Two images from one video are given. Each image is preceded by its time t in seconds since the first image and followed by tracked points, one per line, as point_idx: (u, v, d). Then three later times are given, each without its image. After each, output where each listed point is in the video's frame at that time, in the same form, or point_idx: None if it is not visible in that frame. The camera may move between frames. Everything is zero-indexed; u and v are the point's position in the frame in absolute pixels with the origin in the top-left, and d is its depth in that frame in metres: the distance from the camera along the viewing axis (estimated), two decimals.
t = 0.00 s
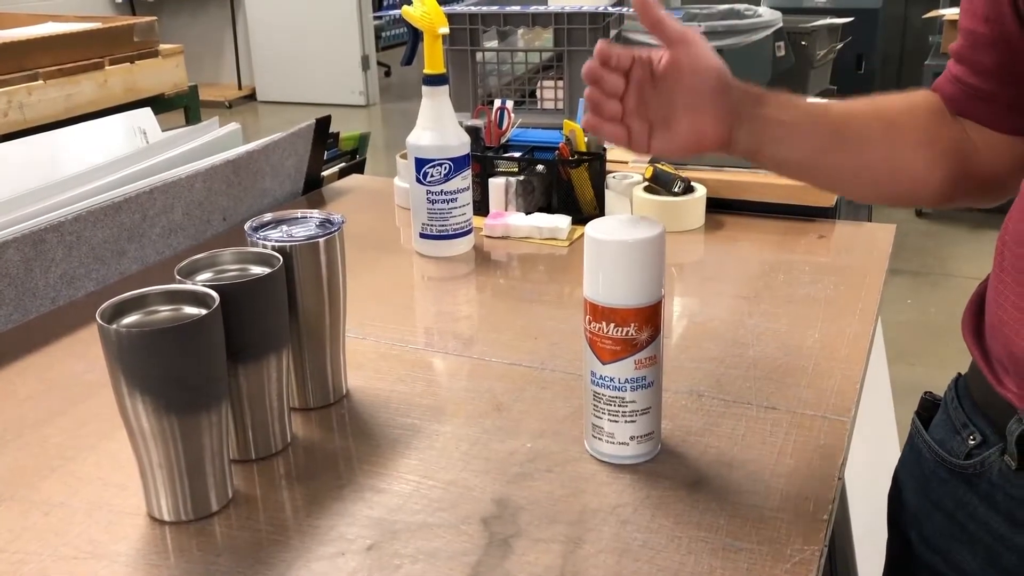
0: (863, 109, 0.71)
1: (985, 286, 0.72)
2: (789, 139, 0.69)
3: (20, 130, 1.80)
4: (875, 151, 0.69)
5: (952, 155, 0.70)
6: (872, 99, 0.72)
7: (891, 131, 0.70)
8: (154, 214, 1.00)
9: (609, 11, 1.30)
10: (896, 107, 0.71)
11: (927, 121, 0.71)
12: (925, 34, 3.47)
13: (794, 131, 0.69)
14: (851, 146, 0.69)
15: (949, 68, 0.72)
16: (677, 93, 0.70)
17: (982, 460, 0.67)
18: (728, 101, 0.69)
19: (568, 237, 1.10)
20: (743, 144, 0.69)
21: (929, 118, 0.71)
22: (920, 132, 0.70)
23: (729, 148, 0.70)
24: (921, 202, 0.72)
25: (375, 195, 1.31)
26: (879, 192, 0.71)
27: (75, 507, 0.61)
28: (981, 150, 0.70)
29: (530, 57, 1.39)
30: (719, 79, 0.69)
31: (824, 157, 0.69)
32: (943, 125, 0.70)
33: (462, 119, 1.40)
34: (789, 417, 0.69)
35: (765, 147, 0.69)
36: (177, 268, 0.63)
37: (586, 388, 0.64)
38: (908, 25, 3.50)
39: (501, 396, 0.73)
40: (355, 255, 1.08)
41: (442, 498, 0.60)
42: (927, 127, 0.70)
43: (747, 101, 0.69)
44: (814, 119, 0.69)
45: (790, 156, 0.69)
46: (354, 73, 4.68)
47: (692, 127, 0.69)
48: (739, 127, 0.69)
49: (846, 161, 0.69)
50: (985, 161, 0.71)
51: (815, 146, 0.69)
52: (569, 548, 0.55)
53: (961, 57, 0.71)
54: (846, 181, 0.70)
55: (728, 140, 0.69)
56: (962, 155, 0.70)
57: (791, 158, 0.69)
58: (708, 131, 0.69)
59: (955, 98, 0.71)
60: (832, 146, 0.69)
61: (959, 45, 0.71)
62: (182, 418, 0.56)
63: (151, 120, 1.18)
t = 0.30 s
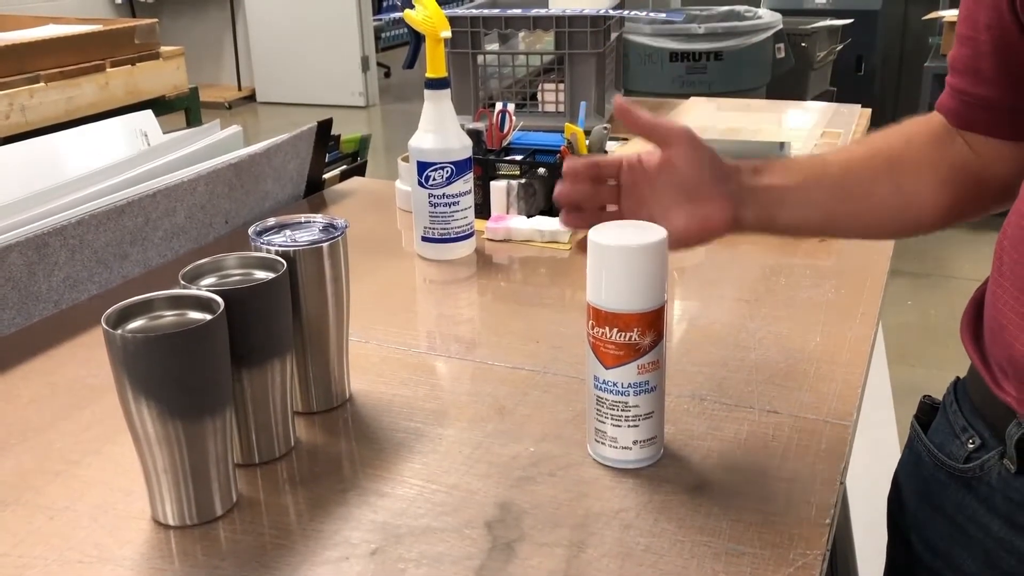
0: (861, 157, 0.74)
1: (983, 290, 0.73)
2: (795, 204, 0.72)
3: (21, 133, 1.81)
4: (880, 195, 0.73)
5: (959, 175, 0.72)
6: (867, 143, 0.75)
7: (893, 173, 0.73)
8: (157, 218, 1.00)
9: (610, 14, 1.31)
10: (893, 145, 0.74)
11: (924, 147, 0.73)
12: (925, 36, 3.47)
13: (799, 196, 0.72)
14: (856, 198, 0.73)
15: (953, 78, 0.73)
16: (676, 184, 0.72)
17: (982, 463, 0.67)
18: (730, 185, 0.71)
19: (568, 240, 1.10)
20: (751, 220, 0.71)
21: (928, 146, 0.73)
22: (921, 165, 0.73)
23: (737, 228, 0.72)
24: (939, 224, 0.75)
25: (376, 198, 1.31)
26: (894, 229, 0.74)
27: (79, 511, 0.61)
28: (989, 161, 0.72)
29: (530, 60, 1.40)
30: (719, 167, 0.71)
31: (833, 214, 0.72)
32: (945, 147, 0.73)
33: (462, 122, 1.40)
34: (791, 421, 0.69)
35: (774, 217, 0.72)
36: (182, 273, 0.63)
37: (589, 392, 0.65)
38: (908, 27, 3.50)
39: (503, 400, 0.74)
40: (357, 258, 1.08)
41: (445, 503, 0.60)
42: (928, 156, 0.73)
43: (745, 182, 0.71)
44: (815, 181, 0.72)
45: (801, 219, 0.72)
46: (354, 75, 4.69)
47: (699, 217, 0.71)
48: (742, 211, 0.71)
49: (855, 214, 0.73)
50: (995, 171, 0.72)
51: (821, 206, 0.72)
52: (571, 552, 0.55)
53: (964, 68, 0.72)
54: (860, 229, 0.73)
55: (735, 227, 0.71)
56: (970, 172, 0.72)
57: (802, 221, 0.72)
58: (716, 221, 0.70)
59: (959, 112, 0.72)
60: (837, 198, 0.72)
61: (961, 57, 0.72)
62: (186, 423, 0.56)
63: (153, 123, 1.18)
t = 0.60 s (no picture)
0: (879, 192, 0.75)
1: (985, 286, 0.73)
2: (821, 262, 0.74)
3: (20, 131, 1.81)
4: (901, 230, 0.74)
5: (975, 190, 0.73)
6: (881, 171, 0.76)
7: (912, 205, 0.74)
8: (157, 215, 1.00)
9: (610, 12, 1.31)
10: (908, 171, 0.75)
11: (938, 170, 0.74)
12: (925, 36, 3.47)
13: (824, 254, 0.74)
14: (879, 239, 0.74)
15: (955, 73, 0.73)
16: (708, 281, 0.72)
17: (984, 460, 0.67)
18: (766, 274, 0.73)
19: (569, 237, 1.10)
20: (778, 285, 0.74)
21: (944, 165, 0.74)
22: (938, 189, 0.74)
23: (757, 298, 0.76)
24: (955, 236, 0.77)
25: (377, 196, 1.31)
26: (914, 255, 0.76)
27: (80, 508, 0.61)
28: (1001, 168, 0.73)
29: (530, 58, 1.40)
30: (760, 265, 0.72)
31: (856, 259, 0.75)
32: (958, 163, 0.74)
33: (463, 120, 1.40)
34: (792, 418, 0.69)
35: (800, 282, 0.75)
36: (182, 270, 0.63)
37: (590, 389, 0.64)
38: (908, 27, 3.50)
39: (504, 397, 0.74)
40: (358, 256, 1.08)
41: (446, 500, 0.60)
42: (944, 177, 0.74)
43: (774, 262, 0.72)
44: (837, 231, 0.74)
45: (826, 269, 0.74)
46: (354, 74, 4.68)
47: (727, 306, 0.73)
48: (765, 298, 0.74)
49: (878, 253, 0.75)
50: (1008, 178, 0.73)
51: (845, 255, 0.74)
52: (573, 549, 0.55)
53: (966, 63, 0.72)
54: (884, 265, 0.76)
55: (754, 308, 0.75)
56: (986, 188, 0.73)
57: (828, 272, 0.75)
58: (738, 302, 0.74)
59: (964, 109, 0.72)
60: (859, 245, 0.74)
61: (965, 51, 0.72)
62: (187, 419, 0.56)
63: (153, 121, 1.18)
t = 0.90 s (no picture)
0: (878, 203, 0.75)
1: (990, 284, 0.73)
2: (821, 275, 0.75)
3: (21, 130, 1.81)
4: (901, 239, 0.75)
5: (976, 193, 0.74)
6: (879, 178, 0.76)
7: (912, 214, 0.75)
8: (158, 213, 1.00)
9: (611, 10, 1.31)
10: (907, 179, 0.75)
11: (938, 173, 0.74)
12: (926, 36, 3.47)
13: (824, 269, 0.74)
14: (879, 250, 0.75)
15: (956, 72, 0.73)
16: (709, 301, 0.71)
17: (988, 456, 0.67)
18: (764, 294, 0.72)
19: (571, 235, 1.10)
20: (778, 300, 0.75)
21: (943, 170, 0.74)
22: (937, 195, 0.74)
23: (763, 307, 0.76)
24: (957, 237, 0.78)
25: (377, 194, 1.31)
26: (915, 260, 0.77)
27: (81, 504, 0.61)
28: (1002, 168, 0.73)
29: (532, 56, 1.41)
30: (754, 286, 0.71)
31: (856, 270, 0.76)
32: (958, 167, 0.74)
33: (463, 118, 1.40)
34: (794, 415, 0.69)
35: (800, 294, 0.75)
36: (184, 266, 0.63)
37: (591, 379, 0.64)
38: (908, 26, 3.50)
39: (505, 395, 0.73)
40: (359, 254, 1.08)
41: (448, 496, 0.60)
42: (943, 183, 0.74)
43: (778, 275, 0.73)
44: (836, 245, 0.75)
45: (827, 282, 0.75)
46: (354, 73, 4.68)
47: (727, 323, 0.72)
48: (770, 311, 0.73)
49: (879, 264, 0.76)
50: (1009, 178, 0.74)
51: (846, 266, 0.75)
52: (575, 545, 0.55)
53: (968, 62, 0.72)
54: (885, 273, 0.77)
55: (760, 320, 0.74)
56: (987, 189, 0.73)
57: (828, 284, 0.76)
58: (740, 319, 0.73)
59: (965, 107, 0.72)
60: (862, 254, 0.75)
61: (967, 51, 0.72)
62: (188, 415, 0.56)
63: (154, 120, 1.18)
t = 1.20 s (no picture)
0: (883, 184, 0.75)
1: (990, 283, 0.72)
2: (826, 252, 0.75)
3: (21, 128, 1.81)
4: (906, 220, 0.75)
5: (981, 181, 0.73)
6: (885, 162, 0.76)
7: (917, 196, 0.74)
8: (158, 211, 1.00)
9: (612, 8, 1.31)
10: (912, 163, 0.75)
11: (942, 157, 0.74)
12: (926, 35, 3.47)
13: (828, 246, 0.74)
14: (884, 231, 0.75)
15: (963, 69, 0.73)
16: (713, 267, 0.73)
17: (989, 455, 0.66)
18: (767, 261, 0.74)
19: (570, 234, 1.10)
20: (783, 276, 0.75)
21: (949, 156, 0.74)
22: (943, 179, 0.74)
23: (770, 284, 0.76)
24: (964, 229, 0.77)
25: (377, 193, 1.31)
26: (921, 246, 0.76)
27: (81, 502, 0.61)
28: (1008, 158, 0.73)
29: (533, 55, 1.41)
30: (755, 250, 0.73)
31: (861, 251, 0.75)
32: (963, 154, 0.73)
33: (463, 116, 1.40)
34: (794, 412, 0.69)
35: (805, 270, 0.75)
36: (183, 263, 0.63)
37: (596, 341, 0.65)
38: (908, 26, 3.50)
39: (505, 392, 0.73)
40: (358, 252, 1.08)
41: (447, 493, 0.60)
42: (948, 168, 0.74)
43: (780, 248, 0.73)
44: (842, 222, 0.74)
45: (832, 262, 0.75)
46: (354, 73, 4.68)
47: (733, 287, 0.76)
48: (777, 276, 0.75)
49: (884, 245, 0.75)
50: (1015, 169, 0.73)
51: (851, 245, 0.75)
52: (575, 542, 0.55)
53: (974, 60, 0.72)
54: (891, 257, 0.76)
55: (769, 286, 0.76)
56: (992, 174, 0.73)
57: (833, 264, 0.75)
58: (749, 285, 0.76)
59: (971, 105, 0.72)
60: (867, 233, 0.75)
61: (972, 50, 0.72)
62: (188, 412, 0.56)
63: (154, 118, 1.18)
